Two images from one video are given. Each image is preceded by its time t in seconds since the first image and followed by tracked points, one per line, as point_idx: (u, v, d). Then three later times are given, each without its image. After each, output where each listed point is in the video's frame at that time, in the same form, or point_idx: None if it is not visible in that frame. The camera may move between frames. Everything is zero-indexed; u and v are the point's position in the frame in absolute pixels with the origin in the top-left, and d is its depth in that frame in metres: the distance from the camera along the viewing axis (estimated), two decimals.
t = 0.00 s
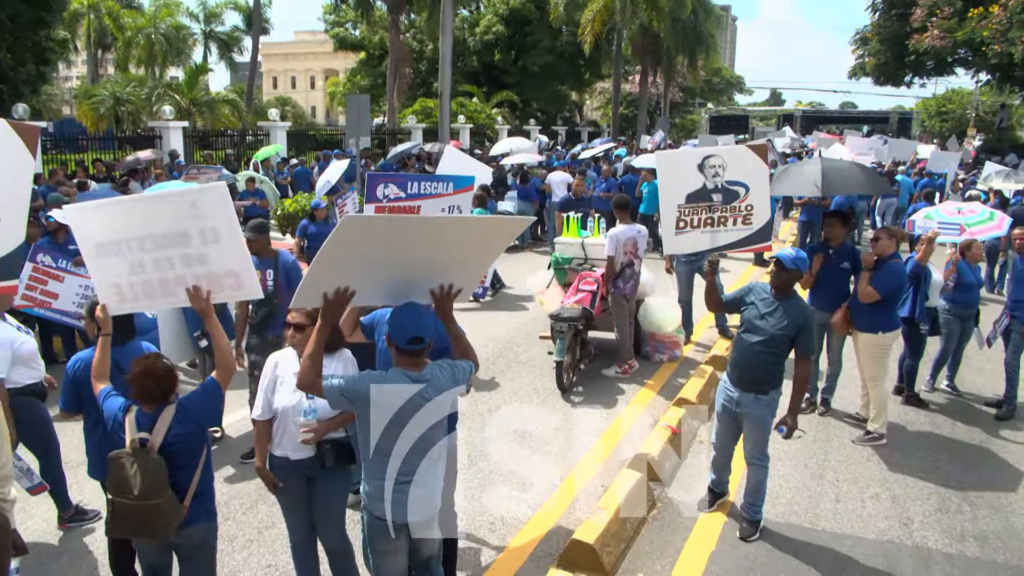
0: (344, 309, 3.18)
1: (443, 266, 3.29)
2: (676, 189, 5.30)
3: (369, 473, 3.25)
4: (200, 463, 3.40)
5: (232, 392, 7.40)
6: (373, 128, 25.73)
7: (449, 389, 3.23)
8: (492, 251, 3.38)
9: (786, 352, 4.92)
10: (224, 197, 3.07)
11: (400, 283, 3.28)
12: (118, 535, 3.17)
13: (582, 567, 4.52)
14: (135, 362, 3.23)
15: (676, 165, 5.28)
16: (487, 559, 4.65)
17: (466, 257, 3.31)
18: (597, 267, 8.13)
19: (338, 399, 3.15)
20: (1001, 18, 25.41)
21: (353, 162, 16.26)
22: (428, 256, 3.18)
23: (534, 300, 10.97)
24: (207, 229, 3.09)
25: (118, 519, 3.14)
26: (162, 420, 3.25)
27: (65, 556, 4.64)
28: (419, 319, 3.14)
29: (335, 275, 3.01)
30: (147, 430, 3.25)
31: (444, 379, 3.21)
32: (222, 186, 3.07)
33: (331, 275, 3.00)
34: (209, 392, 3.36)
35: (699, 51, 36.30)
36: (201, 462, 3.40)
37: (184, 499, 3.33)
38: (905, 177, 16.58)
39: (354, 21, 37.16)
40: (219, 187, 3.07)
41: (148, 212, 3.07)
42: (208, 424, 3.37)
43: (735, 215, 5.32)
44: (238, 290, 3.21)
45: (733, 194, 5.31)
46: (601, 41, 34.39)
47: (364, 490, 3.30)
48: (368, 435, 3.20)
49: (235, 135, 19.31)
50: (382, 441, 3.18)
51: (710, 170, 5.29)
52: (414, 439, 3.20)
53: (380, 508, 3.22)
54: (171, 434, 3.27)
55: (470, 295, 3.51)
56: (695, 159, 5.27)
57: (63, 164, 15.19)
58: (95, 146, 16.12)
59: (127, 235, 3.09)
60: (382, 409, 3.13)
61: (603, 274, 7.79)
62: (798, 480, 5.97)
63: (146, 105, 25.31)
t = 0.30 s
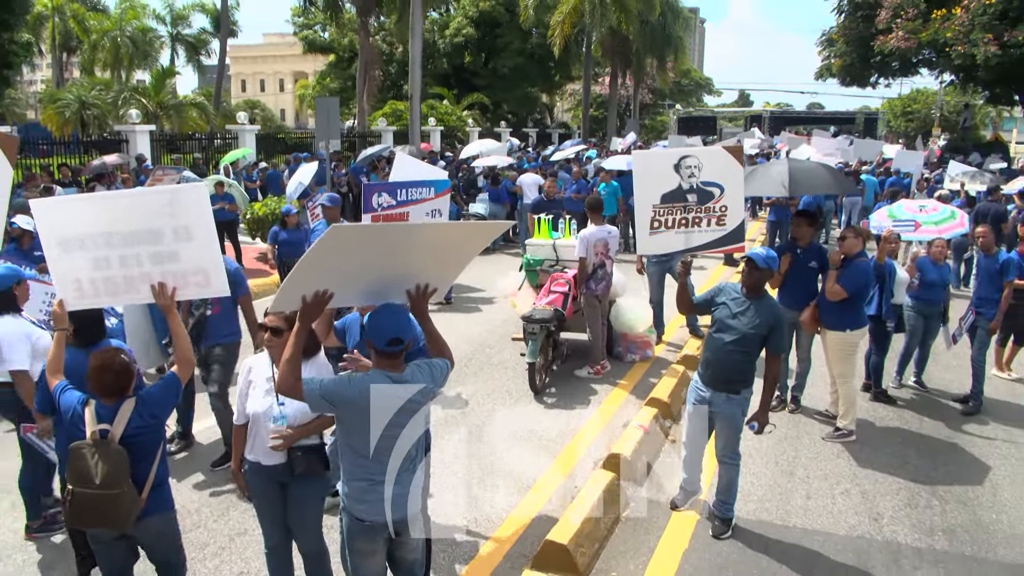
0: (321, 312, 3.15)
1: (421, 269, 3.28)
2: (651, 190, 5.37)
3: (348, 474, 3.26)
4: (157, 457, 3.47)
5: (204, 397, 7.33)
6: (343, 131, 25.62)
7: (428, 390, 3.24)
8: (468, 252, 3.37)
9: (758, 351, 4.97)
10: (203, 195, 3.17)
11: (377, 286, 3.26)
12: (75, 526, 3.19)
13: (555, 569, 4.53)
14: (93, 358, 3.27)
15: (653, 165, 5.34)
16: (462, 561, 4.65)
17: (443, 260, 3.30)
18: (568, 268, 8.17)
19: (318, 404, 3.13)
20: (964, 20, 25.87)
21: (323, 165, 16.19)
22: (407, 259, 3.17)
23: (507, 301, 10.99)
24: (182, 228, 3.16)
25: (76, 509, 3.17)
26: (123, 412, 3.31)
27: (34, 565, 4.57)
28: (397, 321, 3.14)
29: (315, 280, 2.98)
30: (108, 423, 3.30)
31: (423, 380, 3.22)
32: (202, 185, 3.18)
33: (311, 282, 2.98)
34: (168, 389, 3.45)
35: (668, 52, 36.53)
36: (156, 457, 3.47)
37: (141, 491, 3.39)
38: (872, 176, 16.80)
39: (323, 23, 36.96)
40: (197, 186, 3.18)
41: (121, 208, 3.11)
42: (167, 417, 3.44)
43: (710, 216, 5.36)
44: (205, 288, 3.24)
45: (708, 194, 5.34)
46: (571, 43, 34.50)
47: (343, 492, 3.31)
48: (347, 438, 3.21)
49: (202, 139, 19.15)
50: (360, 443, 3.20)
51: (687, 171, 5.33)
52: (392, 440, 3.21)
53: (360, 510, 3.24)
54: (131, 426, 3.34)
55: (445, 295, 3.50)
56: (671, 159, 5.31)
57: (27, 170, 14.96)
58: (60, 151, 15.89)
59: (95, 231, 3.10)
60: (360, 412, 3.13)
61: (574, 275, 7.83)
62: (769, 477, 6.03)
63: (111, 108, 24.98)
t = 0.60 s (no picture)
0: (308, 313, 3.16)
1: (405, 267, 3.30)
2: (628, 188, 5.36)
3: (340, 474, 3.26)
4: (141, 454, 3.57)
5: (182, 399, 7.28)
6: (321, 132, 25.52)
7: (418, 385, 3.25)
8: (450, 250, 3.41)
9: (738, 347, 5.00)
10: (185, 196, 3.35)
11: (361, 286, 3.28)
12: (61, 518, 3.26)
13: (537, 568, 4.55)
14: (76, 357, 3.37)
15: (629, 163, 5.35)
16: (444, 562, 4.65)
17: (427, 257, 3.33)
18: (548, 268, 8.18)
19: (311, 406, 3.12)
20: (938, 20, 26.23)
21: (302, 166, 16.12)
22: (392, 258, 3.19)
23: (487, 301, 10.99)
24: (164, 227, 3.33)
25: (63, 502, 3.25)
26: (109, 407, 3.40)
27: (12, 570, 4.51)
28: (385, 319, 3.16)
29: (303, 281, 2.99)
30: (94, 419, 3.39)
31: (413, 376, 3.23)
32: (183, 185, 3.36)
33: (299, 282, 2.99)
34: (154, 384, 3.55)
35: (646, 52, 36.66)
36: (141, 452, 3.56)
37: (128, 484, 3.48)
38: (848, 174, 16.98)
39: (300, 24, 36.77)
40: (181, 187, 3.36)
41: (106, 210, 3.26)
42: (152, 413, 3.54)
43: (686, 214, 5.40)
44: (188, 286, 3.41)
45: (684, 192, 5.39)
46: (549, 43, 34.56)
47: (335, 492, 3.31)
48: (341, 436, 3.21)
49: (179, 140, 19.00)
50: (352, 442, 3.20)
51: (663, 169, 5.36)
52: (384, 436, 3.21)
53: (352, 509, 3.25)
54: (117, 422, 3.44)
55: (426, 294, 3.53)
56: (648, 157, 5.34)
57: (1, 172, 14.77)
58: (35, 153, 15.71)
59: (80, 232, 3.24)
60: (354, 410, 3.13)
61: (554, 274, 7.85)
62: (748, 473, 6.08)
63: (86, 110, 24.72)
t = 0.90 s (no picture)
0: (295, 314, 3.16)
1: (390, 266, 3.33)
2: (605, 188, 5.38)
3: (331, 474, 3.26)
4: (141, 438, 3.73)
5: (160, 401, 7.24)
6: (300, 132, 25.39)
7: (408, 381, 3.27)
8: (431, 249, 3.45)
9: (718, 343, 5.05)
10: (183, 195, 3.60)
11: (346, 286, 3.30)
12: (67, 505, 3.47)
13: (519, 566, 4.56)
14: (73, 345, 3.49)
15: (605, 163, 5.36)
16: (424, 562, 4.65)
17: (409, 256, 3.37)
18: (528, 267, 8.19)
19: (306, 405, 3.10)
20: (914, 20, 26.49)
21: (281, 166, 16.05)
22: (378, 257, 3.22)
23: (468, 301, 11.00)
24: (161, 223, 3.57)
25: (69, 491, 3.44)
26: (107, 399, 3.52)
27: None
28: (374, 316, 3.17)
29: (292, 279, 3.00)
30: (94, 410, 3.51)
31: (404, 373, 3.25)
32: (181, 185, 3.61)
33: (289, 280, 3.00)
34: (151, 374, 3.71)
35: (625, 51, 36.79)
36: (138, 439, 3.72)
37: (129, 470, 3.66)
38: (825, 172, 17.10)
39: (278, 22, 36.61)
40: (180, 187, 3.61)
41: (106, 206, 3.51)
42: (149, 402, 3.70)
43: (662, 213, 5.44)
44: (181, 280, 3.64)
45: (660, 192, 5.43)
46: (529, 42, 34.61)
47: (326, 492, 3.30)
48: (334, 435, 3.21)
49: (155, 140, 18.84)
50: (343, 441, 3.20)
51: (640, 169, 5.38)
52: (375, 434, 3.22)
53: (346, 508, 3.24)
54: (116, 412, 3.58)
55: (408, 293, 3.56)
56: (625, 157, 5.36)
57: None
58: (9, 153, 15.55)
59: (79, 226, 3.49)
60: (351, 409, 3.12)
61: (534, 273, 7.87)
62: (726, 469, 6.13)
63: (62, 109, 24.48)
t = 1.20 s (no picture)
0: (275, 317, 3.14)
1: (367, 266, 3.35)
2: (581, 188, 5.39)
3: (315, 477, 3.25)
4: (121, 435, 3.75)
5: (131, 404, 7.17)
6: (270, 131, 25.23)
7: (385, 378, 3.31)
8: (404, 249, 3.48)
9: (690, 340, 5.10)
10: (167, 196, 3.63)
11: (324, 288, 3.30)
12: (47, 500, 3.45)
13: (495, 565, 4.57)
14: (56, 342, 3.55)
15: (579, 164, 5.38)
16: (399, 562, 4.65)
17: (385, 256, 3.40)
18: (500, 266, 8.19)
19: (292, 406, 3.08)
20: (881, 18, 26.83)
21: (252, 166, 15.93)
22: (358, 256, 3.24)
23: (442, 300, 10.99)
24: (145, 224, 3.58)
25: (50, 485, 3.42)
26: (91, 394, 3.57)
27: None
28: (354, 314, 3.18)
29: (278, 280, 2.99)
30: (78, 405, 3.56)
31: (382, 369, 3.29)
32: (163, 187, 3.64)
33: (275, 281, 2.99)
34: (134, 370, 3.72)
35: (597, 50, 36.91)
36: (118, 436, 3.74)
37: (108, 466, 3.66)
38: (795, 170, 17.28)
39: (248, 21, 36.29)
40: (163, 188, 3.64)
41: (88, 206, 3.48)
42: (130, 398, 3.71)
43: (637, 214, 5.46)
44: (162, 280, 3.66)
45: (636, 193, 5.45)
46: (501, 41, 34.60)
47: (307, 495, 3.28)
48: (317, 435, 3.21)
49: (123, 141, 18.62)
50: (325, 440, 3.20)
51: (616, 169, 5.41)
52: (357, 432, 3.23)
53: (330, 510, 3.24)
54: (99, 408, 3.61)
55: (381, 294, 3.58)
56: (602, 157, 5.38)
57: None
58: None
59: (61, 226, 3.45)
60: (337, 407, 3.13)
61: (507, 272, 7.89)
62: (699, 464, 6.18)
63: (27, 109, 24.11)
